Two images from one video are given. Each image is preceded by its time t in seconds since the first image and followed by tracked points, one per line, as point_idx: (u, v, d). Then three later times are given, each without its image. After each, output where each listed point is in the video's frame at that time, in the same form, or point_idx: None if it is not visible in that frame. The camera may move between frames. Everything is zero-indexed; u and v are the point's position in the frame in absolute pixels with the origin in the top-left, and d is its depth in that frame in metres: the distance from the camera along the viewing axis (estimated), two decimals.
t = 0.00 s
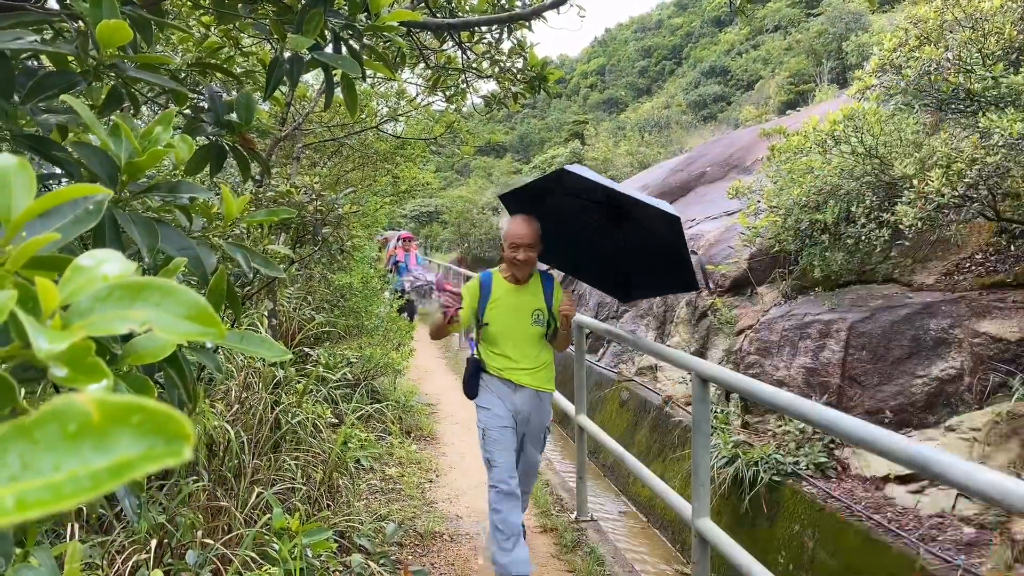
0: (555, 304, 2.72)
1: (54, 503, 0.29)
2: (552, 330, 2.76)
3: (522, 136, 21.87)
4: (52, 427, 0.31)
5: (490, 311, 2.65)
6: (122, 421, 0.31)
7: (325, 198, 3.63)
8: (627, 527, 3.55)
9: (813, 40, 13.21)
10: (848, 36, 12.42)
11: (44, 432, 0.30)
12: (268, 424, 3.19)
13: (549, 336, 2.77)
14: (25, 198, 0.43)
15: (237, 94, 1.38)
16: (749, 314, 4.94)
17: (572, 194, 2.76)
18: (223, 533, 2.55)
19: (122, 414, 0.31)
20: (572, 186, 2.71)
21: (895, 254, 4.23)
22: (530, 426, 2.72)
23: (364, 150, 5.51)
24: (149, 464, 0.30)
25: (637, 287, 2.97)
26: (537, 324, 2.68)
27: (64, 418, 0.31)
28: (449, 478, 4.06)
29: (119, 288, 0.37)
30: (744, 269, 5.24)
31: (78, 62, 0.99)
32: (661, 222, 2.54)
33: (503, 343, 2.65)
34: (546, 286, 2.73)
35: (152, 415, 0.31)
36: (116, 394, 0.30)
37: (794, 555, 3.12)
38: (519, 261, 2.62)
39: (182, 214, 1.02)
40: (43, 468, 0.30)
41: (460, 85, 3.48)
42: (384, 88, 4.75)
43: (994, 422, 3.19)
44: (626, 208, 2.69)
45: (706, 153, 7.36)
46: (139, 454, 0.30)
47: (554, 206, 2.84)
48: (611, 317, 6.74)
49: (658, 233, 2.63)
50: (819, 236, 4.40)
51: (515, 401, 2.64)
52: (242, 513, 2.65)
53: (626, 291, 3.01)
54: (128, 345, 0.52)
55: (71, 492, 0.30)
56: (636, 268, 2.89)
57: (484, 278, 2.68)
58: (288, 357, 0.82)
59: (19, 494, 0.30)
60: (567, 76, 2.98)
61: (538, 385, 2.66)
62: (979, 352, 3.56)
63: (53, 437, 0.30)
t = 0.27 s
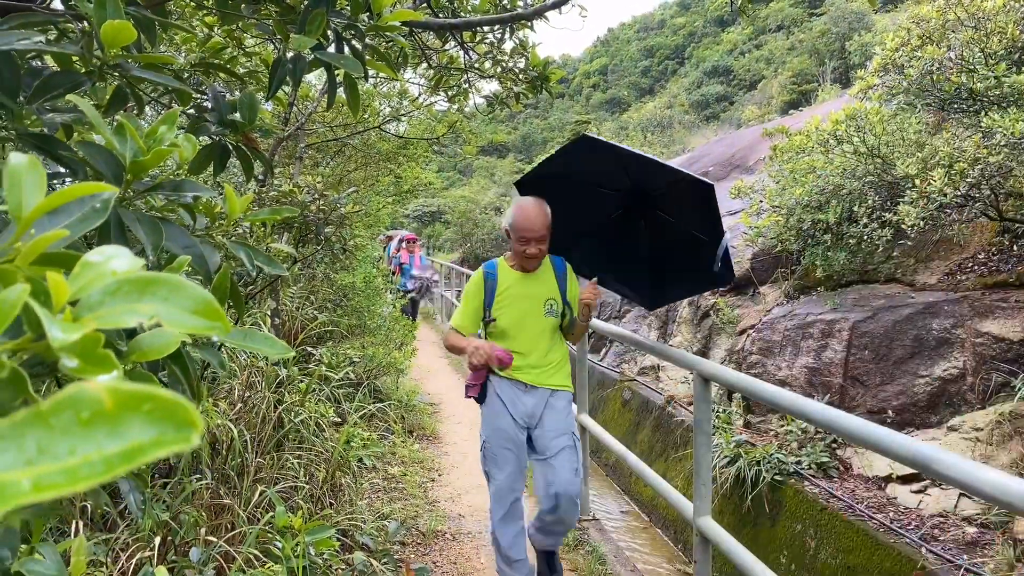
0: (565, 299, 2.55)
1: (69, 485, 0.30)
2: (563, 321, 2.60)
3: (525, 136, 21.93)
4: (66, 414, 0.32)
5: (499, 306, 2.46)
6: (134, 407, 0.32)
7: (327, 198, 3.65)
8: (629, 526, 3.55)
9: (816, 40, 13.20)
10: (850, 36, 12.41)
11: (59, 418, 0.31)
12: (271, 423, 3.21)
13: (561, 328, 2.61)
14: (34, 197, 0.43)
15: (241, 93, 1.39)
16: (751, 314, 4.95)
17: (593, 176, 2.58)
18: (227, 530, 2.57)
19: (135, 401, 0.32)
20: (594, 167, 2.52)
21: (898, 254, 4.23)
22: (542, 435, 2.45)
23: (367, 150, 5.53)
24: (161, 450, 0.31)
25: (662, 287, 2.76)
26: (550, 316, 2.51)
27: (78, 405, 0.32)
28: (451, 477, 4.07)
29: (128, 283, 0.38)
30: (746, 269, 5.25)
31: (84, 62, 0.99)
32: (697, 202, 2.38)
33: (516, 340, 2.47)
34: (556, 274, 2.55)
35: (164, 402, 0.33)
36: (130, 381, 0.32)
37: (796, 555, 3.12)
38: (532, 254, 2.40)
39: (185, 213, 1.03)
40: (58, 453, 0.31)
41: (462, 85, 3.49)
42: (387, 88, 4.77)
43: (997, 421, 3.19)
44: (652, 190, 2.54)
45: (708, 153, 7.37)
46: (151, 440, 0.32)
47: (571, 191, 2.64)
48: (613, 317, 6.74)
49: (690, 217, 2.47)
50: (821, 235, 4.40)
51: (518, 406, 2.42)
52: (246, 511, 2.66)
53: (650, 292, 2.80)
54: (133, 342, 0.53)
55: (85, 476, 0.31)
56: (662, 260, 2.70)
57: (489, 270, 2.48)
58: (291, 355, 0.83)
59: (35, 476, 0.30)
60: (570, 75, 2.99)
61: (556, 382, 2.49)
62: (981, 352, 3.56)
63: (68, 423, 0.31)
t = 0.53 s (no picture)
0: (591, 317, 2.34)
1: (80, 475, 0.30)
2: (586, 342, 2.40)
3: (523, 135, 21.94)
4: (77, 405, 0.32)
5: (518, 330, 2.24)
6: (144, 398, 0.32)
7: (326, 197, 3.65)
8: (627, 525, 3.56)
9: (814, 39, 13.22)
10: (848, 35, 12.44)
11: (71, 409, 0.32)
12: (270, 422, 3.21)
13: (583, 350, 2.40)
14: (38, 195, 0.44)
15: (240, 92, 1.39)
16: (749, 312, 4.96)
17: (623, 174, 2.29)
18: (226, 529, 2.57)
19: (145, 391, 0.32)
20: (624, 166, 2.25)
21: (895, 253, 4.23)
22: (554, 465, 2.28)
23: (365, 148, 5.53)
24: (173, 439, 0.32)
25: (678, 295, 2.57)
26: (573, 340, 2.30)
27: (89, 396, 0.32)
28: (449, 476, 4.07)
29: (133, 279, 0.38)
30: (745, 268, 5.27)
31: (84, 60, 0.99)
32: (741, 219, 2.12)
33: (536, 365, 2.27)
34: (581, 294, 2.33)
35: (172, 393, 0.33)
36: (140, 372, 0.32)
37: (793, 553, 3.13)
38: (556, 275, 2.18)
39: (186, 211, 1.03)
40: (68, 443, 0.31)
41: (461, 84, 3.49)
42: (385, 86, 4.77)
43: (994, 420, 3.21)
44: (686, 195, 2.27)
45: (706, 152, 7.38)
46: (162, 430, 0.32)
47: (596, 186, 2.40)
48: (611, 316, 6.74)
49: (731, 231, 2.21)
50: (819, 234, 4.41)
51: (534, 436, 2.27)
52: (245, 509, 2.66)
53: (663, 299, 2.61)
54: (134, 339, 0.53)
55: (97, 466, 0.31)
56: (684, 268, 2.49)
57: (506, 289, 2.25)
58: (290, 352, 0.83)
59: (47, 466, 0.31)
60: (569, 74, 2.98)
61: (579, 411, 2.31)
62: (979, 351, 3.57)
63: (79, 413, 0.32)
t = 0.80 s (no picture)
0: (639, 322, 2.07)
1: (82, 464, 0.30)
2: (631, 350, 2.12)
3: (524, 134, 21.95)
4: (79, 396, 0.32)
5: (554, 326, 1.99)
6: (146, 389, 0.32)
7: (328, 196, 3.65)
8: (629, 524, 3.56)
9: (816, 38, 13.21)
10: (851, 34, 12.43)
11: (72, 400, 0.32)
12: (273, 420, 3.21)
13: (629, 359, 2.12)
14: (39, 189, 0.44)
15: (242, 90, 1.39)
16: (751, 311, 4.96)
17: (680, 146, 1.94)
18: (228, 527, 2.58)
19: (147, 382, 0.33)
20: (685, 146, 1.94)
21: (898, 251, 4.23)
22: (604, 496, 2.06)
23: (367, 147, 5.54)
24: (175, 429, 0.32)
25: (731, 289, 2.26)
26: (619, 344, 2.03)
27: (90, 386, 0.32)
28: (451, 475, 4.07)
29: (134, 273, 0.38)
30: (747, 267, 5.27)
31: (86, 58, 1.00)
32: (819, 210, 1.85)
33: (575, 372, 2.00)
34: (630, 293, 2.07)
35: (175, 384, 0.33)
36: (143, 363, 0.32)
37: (795, 552, 3.13)
38: (611, 257, 1.92)
39: (188, 209, 1.03)
40: (70, 434, 0.31)
41: (462, 83, 3.49)
42: (387, 85, 4.77)
43: (997, 419, 3.20)
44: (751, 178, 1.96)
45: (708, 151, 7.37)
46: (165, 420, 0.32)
47: (638, 158, 2.04)
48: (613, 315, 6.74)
49: (802, 220, 1.92)
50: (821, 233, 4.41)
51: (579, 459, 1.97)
52: (247, 508, 2.67)
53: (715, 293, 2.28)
54: (136, 336, 0.53)
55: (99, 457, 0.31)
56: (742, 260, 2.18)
57: (545, 277, 2.02)
58: (291, 350, 0.83)
59: (47, 456, 0.30)
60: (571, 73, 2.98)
61: (619, 427, 2.02)
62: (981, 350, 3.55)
63: (80, 405, 0.32)
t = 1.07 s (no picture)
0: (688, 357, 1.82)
1: (92, 474, 0.30)
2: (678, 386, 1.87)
3: (524, 135, 21.97)
4: (88, 404, 0.31)
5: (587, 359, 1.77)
6: (156, 396, 0.32)
7: (328, 197, 3.65)
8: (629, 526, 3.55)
9: (815, 40, 13.24)
10: (850, 36, 12.45)
11: (81, 408, 0.31)
12: (273, 423, 3.21)
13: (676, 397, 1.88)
14: (45, 190, 0.43)
15: (243, 91, 1.39)
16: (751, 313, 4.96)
17: (709, 148, 1.65)
18: (228, 530, 2.57)
19: (156, 389, 0.32)
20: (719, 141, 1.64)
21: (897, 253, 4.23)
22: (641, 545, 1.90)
23: (367, 149, 5.54)
24: (183, 439, 0.31)
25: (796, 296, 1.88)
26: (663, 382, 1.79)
27: (99, 393, 0.32)
28: (451, 477, 4.06)
29: (140, 276, 0.37)
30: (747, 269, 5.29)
31: (88, 59, 0.99)
32: (893, 203, 1.49)
33: (611, 413, 1.78)
34: (680, 326, 1.81)
35: (186, 391, 0.32)
36: (152, 370, 0.31)
37: (795, 554, 3.13)
38: (652, 288, 1.68)
39: (189, 211, 1.03)
40: (79, 443, 0.31)
41: (462, 84, 3.49)
42: (387, 87, 4.77)
43: (996, 421, 3.21)
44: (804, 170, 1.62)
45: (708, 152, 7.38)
46: (174, 429, 0.32)
47: (669, 162, 1.78)
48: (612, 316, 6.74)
49: (874, 215, 1.56)
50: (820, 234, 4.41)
51: (612, 509, 1.78)
52: (247, 511, 2.67)
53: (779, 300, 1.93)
54: (139, 340, 0.53)
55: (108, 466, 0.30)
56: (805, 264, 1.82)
57: (580, 300, 1.79)
58: (293, 353, 0.83)
59: (56, 467, 0.30)
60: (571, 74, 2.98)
61: (657, 473, 1.82)
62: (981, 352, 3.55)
63: (89, 413, 0.31)
